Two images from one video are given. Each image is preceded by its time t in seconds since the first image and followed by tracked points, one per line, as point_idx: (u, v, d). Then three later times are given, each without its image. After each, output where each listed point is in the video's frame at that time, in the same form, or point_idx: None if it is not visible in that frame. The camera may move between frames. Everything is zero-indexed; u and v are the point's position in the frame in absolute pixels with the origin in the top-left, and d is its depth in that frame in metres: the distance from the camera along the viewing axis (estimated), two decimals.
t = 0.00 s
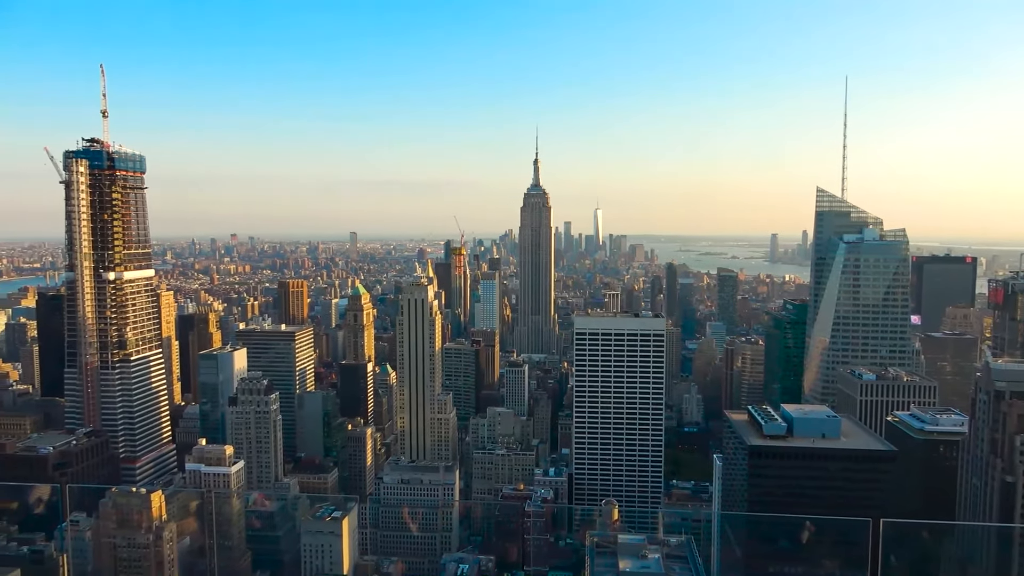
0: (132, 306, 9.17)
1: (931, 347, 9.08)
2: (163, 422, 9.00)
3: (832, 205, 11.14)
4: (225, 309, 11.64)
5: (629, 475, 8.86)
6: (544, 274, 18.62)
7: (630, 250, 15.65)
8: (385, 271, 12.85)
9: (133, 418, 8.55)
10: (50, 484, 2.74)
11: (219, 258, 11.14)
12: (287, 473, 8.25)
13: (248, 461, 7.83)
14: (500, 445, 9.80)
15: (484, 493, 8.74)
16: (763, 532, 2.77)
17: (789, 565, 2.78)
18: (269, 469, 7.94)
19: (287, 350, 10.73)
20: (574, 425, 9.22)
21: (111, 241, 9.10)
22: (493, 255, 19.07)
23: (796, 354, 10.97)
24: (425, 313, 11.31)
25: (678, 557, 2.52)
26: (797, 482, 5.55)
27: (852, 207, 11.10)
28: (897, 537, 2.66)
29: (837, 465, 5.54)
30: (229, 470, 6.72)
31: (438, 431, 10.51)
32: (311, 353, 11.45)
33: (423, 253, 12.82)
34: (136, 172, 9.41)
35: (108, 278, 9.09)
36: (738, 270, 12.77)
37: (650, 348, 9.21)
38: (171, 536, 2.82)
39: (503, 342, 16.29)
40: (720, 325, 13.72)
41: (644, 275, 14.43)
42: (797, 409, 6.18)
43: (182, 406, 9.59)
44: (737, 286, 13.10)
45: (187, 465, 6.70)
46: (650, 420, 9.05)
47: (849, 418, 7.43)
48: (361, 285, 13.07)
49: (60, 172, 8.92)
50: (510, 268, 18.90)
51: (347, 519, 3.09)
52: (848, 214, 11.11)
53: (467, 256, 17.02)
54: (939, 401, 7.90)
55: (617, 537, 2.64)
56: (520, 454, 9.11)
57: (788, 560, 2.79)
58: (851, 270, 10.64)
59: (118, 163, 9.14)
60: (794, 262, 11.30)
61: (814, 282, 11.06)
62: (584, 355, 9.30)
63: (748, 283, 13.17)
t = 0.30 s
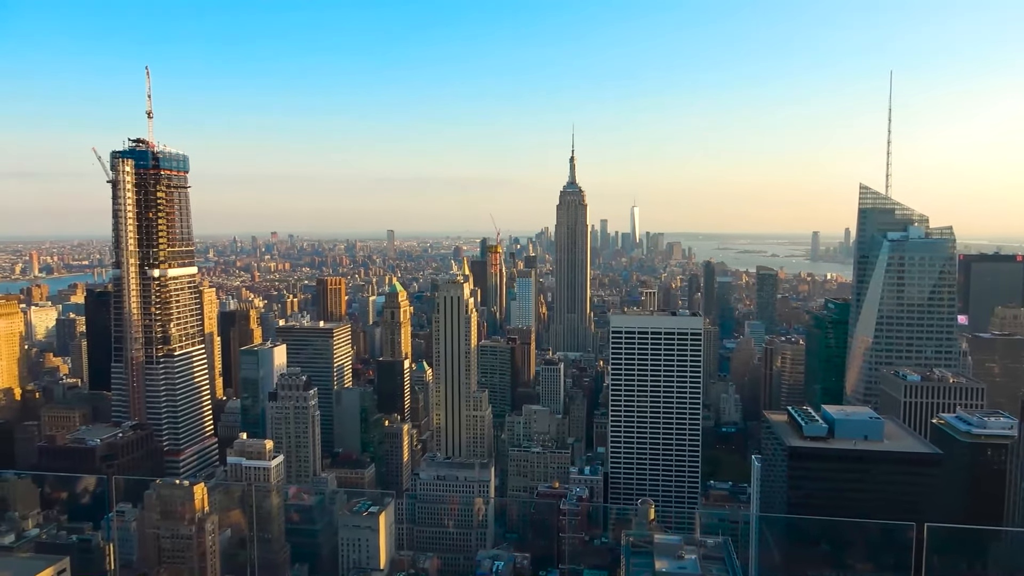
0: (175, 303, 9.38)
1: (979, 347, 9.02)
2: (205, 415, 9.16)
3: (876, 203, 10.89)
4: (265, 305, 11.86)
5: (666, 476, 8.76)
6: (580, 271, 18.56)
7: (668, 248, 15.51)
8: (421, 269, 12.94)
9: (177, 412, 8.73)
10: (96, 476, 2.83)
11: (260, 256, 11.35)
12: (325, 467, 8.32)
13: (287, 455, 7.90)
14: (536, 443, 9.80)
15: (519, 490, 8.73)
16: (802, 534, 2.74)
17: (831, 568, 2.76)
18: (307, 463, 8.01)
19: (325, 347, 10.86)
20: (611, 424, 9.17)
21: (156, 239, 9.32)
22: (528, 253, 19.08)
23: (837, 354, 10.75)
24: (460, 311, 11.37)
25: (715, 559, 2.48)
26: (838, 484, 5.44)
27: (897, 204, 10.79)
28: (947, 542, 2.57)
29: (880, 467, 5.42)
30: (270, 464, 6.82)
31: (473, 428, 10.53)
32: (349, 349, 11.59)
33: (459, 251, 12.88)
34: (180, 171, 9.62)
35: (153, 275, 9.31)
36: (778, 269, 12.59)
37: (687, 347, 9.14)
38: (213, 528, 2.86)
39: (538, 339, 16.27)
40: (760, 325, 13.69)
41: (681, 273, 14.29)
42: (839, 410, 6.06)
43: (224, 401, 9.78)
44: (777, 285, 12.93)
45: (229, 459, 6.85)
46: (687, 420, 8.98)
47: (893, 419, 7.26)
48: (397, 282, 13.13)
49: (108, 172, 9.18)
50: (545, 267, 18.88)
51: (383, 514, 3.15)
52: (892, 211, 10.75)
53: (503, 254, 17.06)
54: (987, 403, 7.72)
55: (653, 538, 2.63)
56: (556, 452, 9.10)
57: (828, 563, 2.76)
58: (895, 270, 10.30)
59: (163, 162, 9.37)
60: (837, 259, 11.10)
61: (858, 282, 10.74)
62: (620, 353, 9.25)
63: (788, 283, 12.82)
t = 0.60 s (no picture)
0: (214, 300, 9.55)
1: None
2: (243, 411, 9.33)
3: (917, 199, 10.63)
4: (301, 303, 12.04)
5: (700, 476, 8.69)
6: (614, 269, 18.48)
7: (702, 246, 15.33)
8: (455, 267, 12.98)
9: (216, 407, 8.90)
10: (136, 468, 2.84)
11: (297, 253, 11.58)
12: (359, 463, 8.42)
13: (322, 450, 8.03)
14: (569, 442, 9.79)
15: (552, 488, 8.72)
16: (837, 537, 2.77)
17: None
18: (341, 459, 8.11)
19: (360, 344, 10.94)
20: (644, 423, 9.11)
21: (195, 237, 9.50)
22: (562, 251, 19.10)
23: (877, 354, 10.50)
24: (493, 309, 11.34)
25: (749, 561, 2.42)
26: (878, 486, 5.34)
27: (939, 201, 10.51)
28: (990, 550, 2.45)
29: (922, 471, 5.29)
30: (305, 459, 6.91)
31: (506, 426, 10.55)
32: (383, 346, 11.69)
33: (492, 249, 12.91)
34: (219, 171, 9.80)
35: (193, 273, 9.49)
36: (817, 268, 12.36)
37: (723, 345, 9.02)
38: (248, 522, 2.84)
39: (571, 338, 16.25)
40: (796, 325, 13.24)
41: (716, 271, 14.13)
42: (878, 411, 5.93)
43: (261, 397, 9.95)
44: (815, 283, 12.73)
45: (266, 453, 7.00)
46: (722, 419, 8.89)
47: (935, 421, 7.09)
48: (430, 280, 13.20)
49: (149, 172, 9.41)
50: (578, 265, 18.87)
51: (417, 510, 3.20)
52: (934, 207, 10.51)
53: (535, 252, 17.09)
54: None
55: (686, 537, 2.63)
56: (588, 450, 9.09)
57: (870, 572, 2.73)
58: (938, 269, 10.04)
59: (202, 162, 9.56)
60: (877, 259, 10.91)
61: (898, 279, 10.50)
62: (654, 352, 9.17)
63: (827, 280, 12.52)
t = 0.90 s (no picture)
0: (251, 297, 9.72)
1: None
2: (279, 406, 9.47)
3: (960, 197, 10.33)
4: (336, 301, 12.24)
5: (735, 478, 8.59)
6: (647, 268, 18.36)
7: (737, 246, 15.12)
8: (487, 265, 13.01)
9: (252, 402, 9.03)
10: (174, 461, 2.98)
11: (333, 251, 11.84)
12: (392, 459, 8.49)
13: (356, 446, 8.10)
14: (601, 441, 9.77)
15: (583, 488, 8.70)
16: (877, 542, 2.67)
17: None
18: (374, 454, 8.16)
19: (393, 341, 11.01)
20: (677, 424, 9.04)
21: (232, 235, 9.68)
22: (595, 250, 19.03)
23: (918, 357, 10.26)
24: (526, 307, 11.34)
25: (782, 564, 2.41)
26: (918, 491, 5.21)
27: (984, 199, 10.21)
28: None
29: (964, 477, 5.15)
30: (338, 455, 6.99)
31: (538, 424, 10.56)
32: (416, 344, 11.78)
33: (525, 248, 12.91)
34: (256, 170, 9.96)
35: (231, 270, 9.67)
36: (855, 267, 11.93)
37: (758, 346, 8.89)
38: (285, 515, 2.89)
39: (604, 337, 16.19)
40: (834, 324, 13.02)
41: (752, 271, 13.94)
42: (918, 415, 5.80)
43: (297, 393, 10.09)
44: (854, 283, 12.31)
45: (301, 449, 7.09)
46: (757, 421, 8.78)
47: (978, 426, 6.91)
48: (463, 278, 13.25)
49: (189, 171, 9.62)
50: (612, 264, 18.80)
51: (449, 506, 3.21)
52: (978, 206, 10.19)
53: (568, 251, 17.08)
54: None
55: (719, 538, 2.62)
56: (621, 450, 9.05)
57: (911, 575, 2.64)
58: (982, 269, 9.74)
59: (240, 161, 9.74)
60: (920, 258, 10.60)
61: (940, 279, 10.23)
62: (688, 353, 9.09)
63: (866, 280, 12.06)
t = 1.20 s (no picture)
0: (286, 294, 9.83)
1: None
2: (313, 402, 9.60)
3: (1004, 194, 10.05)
4: (369, 299, 12.43)
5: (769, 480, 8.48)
6: (680, 267, 18.19)
7: (771, 245, 14.79)
8: (519, 264, 13.01)
9: (286, 399, 9.16)
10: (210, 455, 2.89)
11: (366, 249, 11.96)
12: (423, 456, 8.56)
13: (388, 442, 8.17)
14: (633, 441, 9.73)
15: (614, 487, 8.68)
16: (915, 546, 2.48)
17: None
18: (406, 451, 8.18)
19: (425, 339, 11.08)
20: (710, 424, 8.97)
21: (268, 233, 9.83)
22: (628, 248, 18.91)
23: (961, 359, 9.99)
24: (557, 306, 11.32)
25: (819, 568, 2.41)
26: (957, 496, 5.08)
27: None
28: None
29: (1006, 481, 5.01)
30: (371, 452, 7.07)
31: (570, 423, 10.54)
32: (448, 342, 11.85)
33: (557, 246, 12.90)
34: (291, 169, 10.10)
35: (266, 268, 9.83)
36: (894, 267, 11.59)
37: (793, 346, 8.75)
38: (317, 510, 2.91)
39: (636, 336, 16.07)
40: (873, 325, 12.81)
41: (787, 270, 13.73)
42: (958, 418, 5.67)
43: (330, 389, 10.21)
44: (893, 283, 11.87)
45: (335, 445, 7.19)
46: (792, 422, 8.66)
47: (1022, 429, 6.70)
48: (495, 277, 13.27)
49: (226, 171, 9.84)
50: (645, 263, 18.69)
51: (479, 505, 3.16)
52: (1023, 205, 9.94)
53: (600, 249, 17.03)
54: None
55: (753, 539, 2.65)
56: (652, 450, 9.01)
57: None
58: None
59: (275, 160, 9.90)
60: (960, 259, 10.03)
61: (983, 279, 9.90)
62: (721, 352, 8.99)
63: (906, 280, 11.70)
